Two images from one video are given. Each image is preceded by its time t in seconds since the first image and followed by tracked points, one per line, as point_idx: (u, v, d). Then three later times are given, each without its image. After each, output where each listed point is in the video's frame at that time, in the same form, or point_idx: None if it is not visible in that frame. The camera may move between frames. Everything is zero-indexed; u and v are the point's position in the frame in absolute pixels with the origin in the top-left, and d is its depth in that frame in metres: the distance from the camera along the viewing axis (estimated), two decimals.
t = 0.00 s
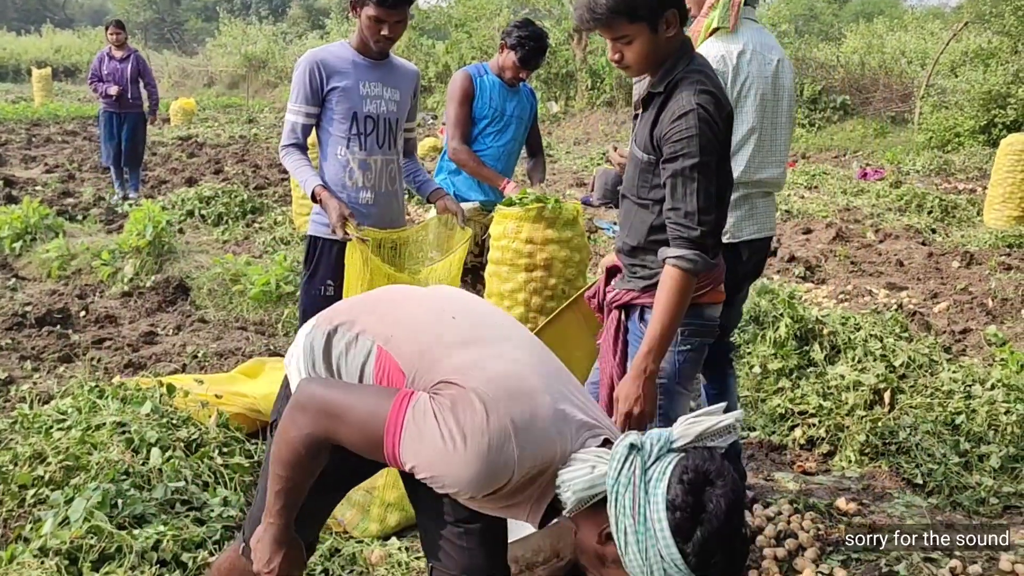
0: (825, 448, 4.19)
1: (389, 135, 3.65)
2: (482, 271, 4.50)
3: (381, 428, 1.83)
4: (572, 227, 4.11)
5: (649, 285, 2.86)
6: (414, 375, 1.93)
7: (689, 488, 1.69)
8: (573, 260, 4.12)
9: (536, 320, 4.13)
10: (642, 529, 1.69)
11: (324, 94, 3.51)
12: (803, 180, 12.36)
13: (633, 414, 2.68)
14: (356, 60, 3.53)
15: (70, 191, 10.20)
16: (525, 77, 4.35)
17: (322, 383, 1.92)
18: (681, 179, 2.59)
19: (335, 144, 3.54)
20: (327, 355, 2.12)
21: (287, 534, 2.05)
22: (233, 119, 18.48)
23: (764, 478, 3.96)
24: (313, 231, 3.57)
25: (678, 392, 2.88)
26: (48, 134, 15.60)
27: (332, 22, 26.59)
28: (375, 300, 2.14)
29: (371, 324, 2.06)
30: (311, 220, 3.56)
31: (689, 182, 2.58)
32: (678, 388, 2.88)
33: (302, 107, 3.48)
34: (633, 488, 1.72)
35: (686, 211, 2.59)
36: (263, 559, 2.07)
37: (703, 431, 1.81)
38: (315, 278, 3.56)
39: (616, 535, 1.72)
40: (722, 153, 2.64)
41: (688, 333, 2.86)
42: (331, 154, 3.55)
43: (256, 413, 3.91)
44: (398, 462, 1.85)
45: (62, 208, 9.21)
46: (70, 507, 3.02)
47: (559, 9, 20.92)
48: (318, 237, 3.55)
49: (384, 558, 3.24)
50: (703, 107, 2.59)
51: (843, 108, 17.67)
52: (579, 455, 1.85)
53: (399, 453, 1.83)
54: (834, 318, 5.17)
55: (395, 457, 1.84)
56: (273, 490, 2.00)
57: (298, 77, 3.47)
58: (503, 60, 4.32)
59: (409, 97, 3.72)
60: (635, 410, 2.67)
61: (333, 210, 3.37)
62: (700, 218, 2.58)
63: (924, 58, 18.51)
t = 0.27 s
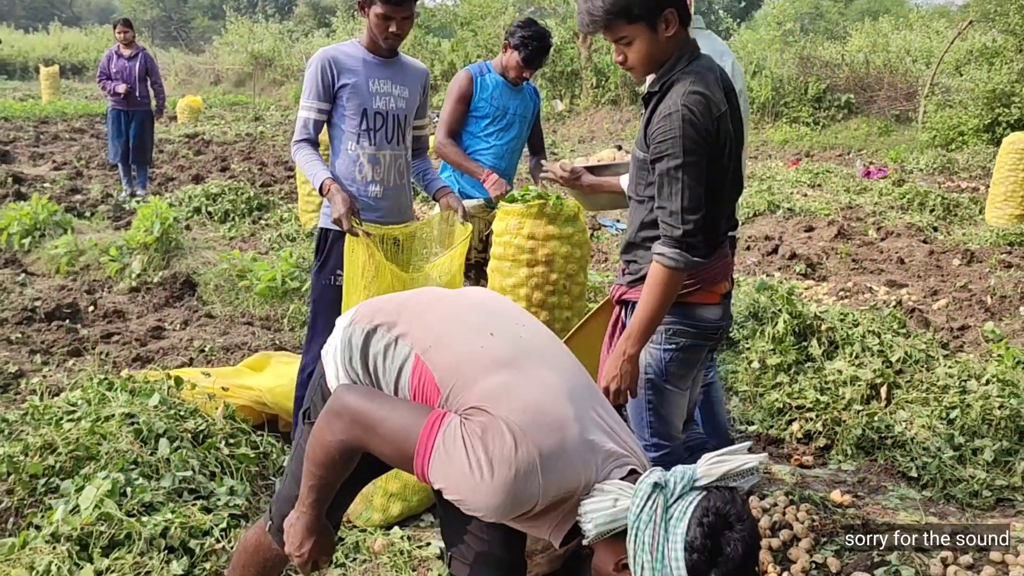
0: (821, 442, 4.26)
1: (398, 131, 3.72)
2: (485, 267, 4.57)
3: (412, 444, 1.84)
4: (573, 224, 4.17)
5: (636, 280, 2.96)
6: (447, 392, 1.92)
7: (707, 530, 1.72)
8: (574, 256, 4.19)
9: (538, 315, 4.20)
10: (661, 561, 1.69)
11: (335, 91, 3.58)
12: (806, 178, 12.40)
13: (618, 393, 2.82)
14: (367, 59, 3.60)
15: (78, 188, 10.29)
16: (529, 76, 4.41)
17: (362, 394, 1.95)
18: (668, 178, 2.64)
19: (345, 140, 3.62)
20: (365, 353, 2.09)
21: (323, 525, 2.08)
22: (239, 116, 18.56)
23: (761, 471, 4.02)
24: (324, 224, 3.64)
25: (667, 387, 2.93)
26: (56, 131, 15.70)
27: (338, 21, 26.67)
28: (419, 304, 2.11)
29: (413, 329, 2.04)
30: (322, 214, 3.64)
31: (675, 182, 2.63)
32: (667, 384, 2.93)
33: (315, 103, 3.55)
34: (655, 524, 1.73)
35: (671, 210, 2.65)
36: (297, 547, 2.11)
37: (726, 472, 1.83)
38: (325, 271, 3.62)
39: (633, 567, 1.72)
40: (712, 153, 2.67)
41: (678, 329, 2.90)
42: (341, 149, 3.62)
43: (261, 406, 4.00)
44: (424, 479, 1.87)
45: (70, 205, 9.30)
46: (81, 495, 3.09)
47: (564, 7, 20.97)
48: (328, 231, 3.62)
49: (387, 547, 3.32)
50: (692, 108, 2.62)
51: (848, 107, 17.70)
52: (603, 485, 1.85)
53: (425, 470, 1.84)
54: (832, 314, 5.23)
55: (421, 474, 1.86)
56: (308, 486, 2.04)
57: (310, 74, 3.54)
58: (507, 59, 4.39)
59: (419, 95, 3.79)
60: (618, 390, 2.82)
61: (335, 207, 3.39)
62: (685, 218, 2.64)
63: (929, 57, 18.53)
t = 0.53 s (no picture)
0: (817, 436, 4.32)
1: (399, 131, 3.79)
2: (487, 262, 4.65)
3: (421, 419, 1.78)
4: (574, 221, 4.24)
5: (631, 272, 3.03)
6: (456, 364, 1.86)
7: (715, 488, 1.66)
8: (574, 253, 4.26)
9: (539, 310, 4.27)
10: (671, 519, 1.65)
11: (338, 92, 3.67)
12: (811, 177, 12.45)
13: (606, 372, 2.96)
14: (371, 61, 3.68)
15: (90, 186, 10.42)
16: (531, 77, 4.48)
17: (371, 372, 1.89)
18: (654, 172, 2.70)
19: (347, 139, 3.71)
20: (376, 337, 2.03)
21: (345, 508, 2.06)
22: (248, 115, 18.69)
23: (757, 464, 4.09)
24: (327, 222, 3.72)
25: (664, 383, 2.96)
26: (67, 130, 15.85)
27: (347, 21, 26.80)
28: (427, 285, 2.04)
29: (421, 308, 1.97)
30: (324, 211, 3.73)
31: (660, 176, 2.69)
32: (664, 380, 2.96)
33: (319, 103, 3.65)
34: (663, 484, 1.68)
35: (654, 203, 2.72)
36: (322, 532, 2.09)
37: (732, 431, 1.76)
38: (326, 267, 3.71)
39: (644, 528, 1.68)
40: (702, 150, 2.68)
41: (676, 328, 2.91)
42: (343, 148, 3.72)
43: (267, 398, 4.11)
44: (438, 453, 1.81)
45: (81, 203, 9.43)
46: (93, 482, 3.19)
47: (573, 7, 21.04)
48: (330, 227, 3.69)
49: (389, 535, 3.40)
50: (682, 107, 2.66)
51: (855, 106, 17.72)
52: (612, 448, 1.78)
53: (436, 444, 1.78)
54: (832, 311, 5.29)
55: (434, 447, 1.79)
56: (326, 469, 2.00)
57: (315, 75, 3.64)
58: (508, 59, 4.47)
59: (422, 98, 3.86)
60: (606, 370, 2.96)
61: (334, 200, 3.51)
62: (667, 212, 2.70)
63: (937, 56, 18.53)
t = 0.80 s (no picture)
0: (811, 423, 4.43)
1: (393, 124, 3.95)
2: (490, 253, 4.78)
3: (423, 381, 1.89)
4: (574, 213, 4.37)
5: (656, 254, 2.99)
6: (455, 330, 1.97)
7: (701, 436, 1.75)
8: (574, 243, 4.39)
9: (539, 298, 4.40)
10: (659, 467, 1.75)
11: (336, 87, 3.78)
12: (819, 174, 12.52)
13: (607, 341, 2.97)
14: (363, 56, 3.81)
15: (106, 181, 10.61)
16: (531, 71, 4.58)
17: (377, 342, 2.00)
18: (670, 154, 2.71)
19: (345, 133, 3.84)
20: (379, 309, 2.14)
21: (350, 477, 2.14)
22: (262, 112, 18.88)
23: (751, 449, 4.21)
24: (329, 217, 3.85)
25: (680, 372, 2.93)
26: (84, 127, 16.08)
27: (360, 19, 26.98)
28: (428, 261, 2.15)
29: (423, 281, 2.08)
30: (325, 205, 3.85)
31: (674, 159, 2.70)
32: (680, 369, 2.93)
33: (319, 99, 3.75)
34: (651, 436, 1.78)
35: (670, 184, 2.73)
36: (328, 501, 2.18)
37: (715, 385, 1.85)
38: (330, 262, 3.87)
39: (636, 476, 1.78)
40: (718, 138, 2.69)
41: (700, 319, 2.87)
42: (341, 143, 3.84)
43: (275, 382, 4.25)
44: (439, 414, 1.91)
45: (97, 197, 9.61)
46: (109, 458, 3.34)
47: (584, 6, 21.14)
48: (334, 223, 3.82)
49: (392, 512, 3.54)
50: (700, 92, 2.67)
51: (864, 104, 17.76)
52: (603, 405, 1.90)
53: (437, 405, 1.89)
54: (829, 303, 5.40)
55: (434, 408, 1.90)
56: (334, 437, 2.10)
57: (312, 71, 3.73)
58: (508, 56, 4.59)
59: (411, 89, 4.02)
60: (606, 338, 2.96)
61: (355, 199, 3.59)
62: (680, 191, 2.69)
63: (948, 54, 18.52)
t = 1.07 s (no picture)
0: (808, 409, 4.54)
1: (392, 115, 4.11)
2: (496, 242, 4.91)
3: (419, 349, 2.02)
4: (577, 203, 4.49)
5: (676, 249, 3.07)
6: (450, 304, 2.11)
7: (677, 399, 1.91)
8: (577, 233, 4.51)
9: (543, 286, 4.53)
10: (640, 428, 1.90)
11: (341, 79, 3.90)
12: (829, 170, 12.58)
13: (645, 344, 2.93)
14: (364, 49, 3.95)
15: (124, 174, 10.80)
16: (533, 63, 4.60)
17: (376, 315, 2.14)
18: (697, 144, 2.78)
19: (348, 125, 3.98)
20: (381, 285, 2.29)
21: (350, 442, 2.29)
22: (278, 108, 19.07)
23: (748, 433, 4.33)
24: (331, 207, 4.00)
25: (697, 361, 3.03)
26: (103, 122, 16.31)
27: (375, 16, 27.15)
28: (425, 240, 2.30)
29: (421, 258, 2.23)
30: (327, 195, 4.00)
31: (699, 149, 2.77)
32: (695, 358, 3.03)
33: (327, 91, 3.84)
34: (633, 399, 1.93)
35: (696, 173, 2.79)
36: (329, 464, 2.32)
37: (691, 354, 2.01)
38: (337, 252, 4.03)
39: (617, 436, 1.93)
40: (740, 128, 2.77)
41: (711, 310, 2.99)
42: (344, 134, 3.99)
43: (288, 365, 4.34)
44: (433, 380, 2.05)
45: (116, 190, 9.80)
46: (128, 434, 3.49)
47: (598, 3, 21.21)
48: (335, 213, 3.99)
49: (398, 488, 3.68)
50: (722, 83, 2.76)
51: (878, 101, 17.77)
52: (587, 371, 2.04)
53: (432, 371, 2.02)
54: (830, 294, 5.50)
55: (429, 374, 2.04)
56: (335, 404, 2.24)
57: (318, 63, 3.84)
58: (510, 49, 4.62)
59: (407, 81, 4.18)
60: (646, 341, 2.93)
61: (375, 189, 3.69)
62: (708, 180, 2.75)
63: (962, 50, 18.47)
